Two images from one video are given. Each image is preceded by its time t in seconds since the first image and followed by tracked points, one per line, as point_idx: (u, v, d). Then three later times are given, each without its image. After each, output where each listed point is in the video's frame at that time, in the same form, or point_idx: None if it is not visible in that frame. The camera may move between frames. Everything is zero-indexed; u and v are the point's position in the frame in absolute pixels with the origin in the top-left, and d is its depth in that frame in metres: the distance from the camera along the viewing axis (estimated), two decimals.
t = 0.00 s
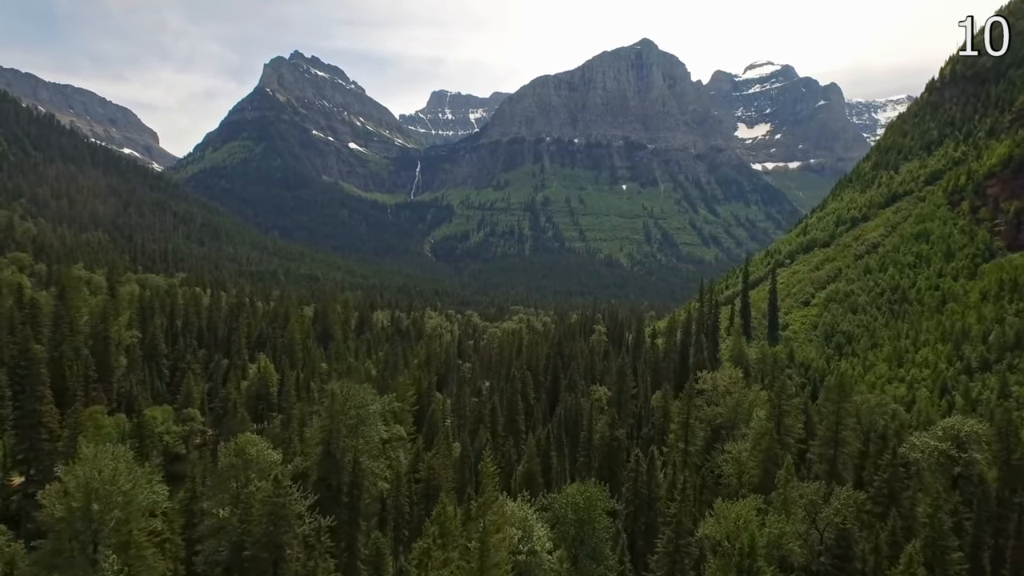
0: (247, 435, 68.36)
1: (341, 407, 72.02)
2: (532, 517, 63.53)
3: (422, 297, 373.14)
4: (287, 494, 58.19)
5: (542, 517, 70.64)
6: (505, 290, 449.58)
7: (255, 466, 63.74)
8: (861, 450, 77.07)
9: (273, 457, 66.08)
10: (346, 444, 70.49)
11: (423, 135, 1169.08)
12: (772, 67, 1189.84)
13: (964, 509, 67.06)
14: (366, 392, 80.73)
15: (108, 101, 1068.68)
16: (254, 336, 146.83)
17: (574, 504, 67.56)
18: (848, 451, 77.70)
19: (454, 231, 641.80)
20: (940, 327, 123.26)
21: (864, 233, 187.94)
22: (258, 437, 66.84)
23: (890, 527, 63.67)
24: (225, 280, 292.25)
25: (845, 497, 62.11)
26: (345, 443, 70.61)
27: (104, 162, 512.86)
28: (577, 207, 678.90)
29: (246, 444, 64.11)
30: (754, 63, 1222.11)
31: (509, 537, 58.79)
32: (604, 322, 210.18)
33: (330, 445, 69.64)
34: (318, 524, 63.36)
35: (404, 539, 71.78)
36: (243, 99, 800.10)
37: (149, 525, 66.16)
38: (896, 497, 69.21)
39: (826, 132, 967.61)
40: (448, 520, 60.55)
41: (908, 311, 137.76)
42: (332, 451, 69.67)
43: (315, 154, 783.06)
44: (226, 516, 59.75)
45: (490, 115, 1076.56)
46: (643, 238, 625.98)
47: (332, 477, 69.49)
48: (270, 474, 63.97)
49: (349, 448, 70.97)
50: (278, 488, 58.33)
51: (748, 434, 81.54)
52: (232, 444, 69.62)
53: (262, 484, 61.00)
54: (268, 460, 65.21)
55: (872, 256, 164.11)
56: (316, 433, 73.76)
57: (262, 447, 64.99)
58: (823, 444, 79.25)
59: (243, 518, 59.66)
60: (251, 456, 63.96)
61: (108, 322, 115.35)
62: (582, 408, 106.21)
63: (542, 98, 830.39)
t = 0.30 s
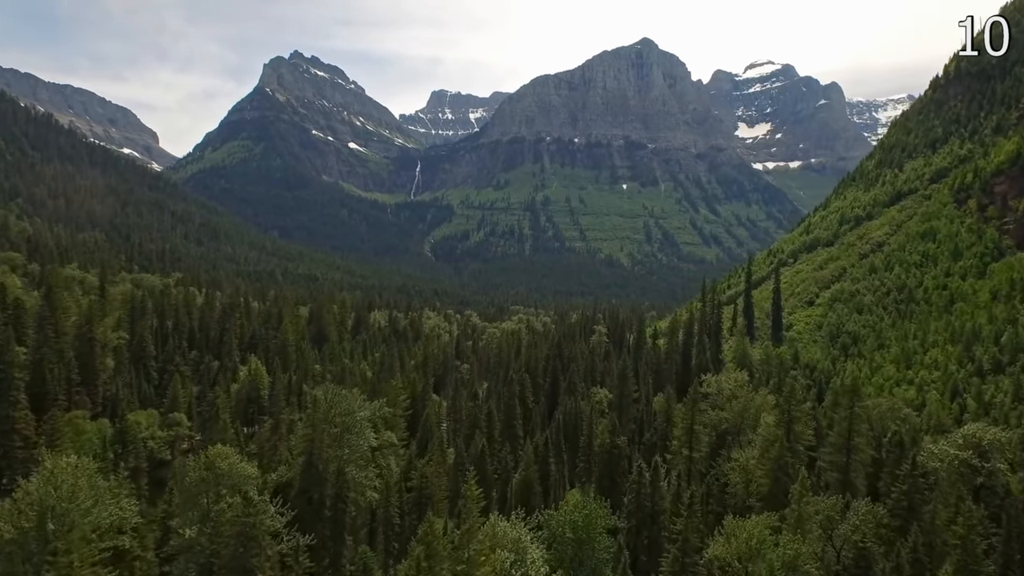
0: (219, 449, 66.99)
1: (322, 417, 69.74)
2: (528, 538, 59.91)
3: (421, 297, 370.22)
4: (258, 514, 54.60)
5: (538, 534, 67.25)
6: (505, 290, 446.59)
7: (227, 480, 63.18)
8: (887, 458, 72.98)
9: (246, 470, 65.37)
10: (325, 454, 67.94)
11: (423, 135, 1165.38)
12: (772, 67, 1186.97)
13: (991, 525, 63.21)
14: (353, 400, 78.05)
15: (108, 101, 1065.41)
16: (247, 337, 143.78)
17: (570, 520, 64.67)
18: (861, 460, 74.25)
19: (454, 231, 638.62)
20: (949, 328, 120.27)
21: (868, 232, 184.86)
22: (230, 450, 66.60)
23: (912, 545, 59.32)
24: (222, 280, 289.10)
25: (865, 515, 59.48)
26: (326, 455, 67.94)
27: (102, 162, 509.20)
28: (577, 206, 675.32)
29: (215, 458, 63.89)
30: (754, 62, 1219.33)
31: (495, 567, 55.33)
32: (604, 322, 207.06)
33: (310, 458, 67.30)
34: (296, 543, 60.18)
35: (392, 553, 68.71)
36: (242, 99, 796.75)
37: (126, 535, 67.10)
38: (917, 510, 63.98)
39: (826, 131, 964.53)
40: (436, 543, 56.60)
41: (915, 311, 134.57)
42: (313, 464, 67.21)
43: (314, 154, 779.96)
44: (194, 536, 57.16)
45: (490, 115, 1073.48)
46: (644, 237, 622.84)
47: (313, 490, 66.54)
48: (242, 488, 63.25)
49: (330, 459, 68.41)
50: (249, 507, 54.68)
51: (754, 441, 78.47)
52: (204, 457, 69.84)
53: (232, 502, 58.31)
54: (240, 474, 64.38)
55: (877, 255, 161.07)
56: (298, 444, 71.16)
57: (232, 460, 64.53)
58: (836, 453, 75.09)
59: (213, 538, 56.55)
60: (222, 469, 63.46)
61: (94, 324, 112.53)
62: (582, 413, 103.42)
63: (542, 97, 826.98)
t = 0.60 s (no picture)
0: (189, 465, 62.57)
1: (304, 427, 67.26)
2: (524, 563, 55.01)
3: (420, 297, 367.52)
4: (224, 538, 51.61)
5: (537, 556, 63.56)
6: (505, 290, 443.42)
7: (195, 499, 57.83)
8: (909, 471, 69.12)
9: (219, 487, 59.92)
10: (307, 466, 65.44)
11: (423, 135, 1163.47)
12: (772, 66, 1184.88)
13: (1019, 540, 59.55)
14: (343, 406, 75.53)
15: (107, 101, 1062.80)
16: (240, 339, 140.76)
17: (571, 542, 60.60)
18: (876, 467, 70.97)
19: (454, 231, 635.52)
20: (960, 329, 117.15)
21: (873, 230, 181.61)
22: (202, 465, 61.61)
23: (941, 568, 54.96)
24: (220, 280, 286.21)
25: (891, 531, 54.56)
26: (308, 467, 65.46)
27: (101, 161, 505.84)
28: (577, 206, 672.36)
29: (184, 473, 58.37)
30: (755, 62, 1217.17)
31: None
32: (605, 323, 203.95)
33: (291, 471, 64.69)
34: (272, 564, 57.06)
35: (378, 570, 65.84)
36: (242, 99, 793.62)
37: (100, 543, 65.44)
38: (941, 526, 61.08)
39: (827, 130, 961.59)
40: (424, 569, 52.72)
41: (922, 311, 131.26)
42: (293, 477, 64.54)
43: (314, 154, 776.67)
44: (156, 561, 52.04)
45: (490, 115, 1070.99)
46: (644, 237, 619.40)
47: (293, 505, 63.66)
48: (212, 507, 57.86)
49: (313, 470, 65.95)
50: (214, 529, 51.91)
51: (760, 450, 75.45)
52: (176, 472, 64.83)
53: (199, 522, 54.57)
54: (211, 491, 58.88)
55: (883, 254, 158.02)
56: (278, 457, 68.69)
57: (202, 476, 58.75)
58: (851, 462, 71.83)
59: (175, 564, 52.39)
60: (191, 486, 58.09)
61: (78, 325, 109.97)
62: (582, 417, 101.00)
63: (542, 96, 823.94)
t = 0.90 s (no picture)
0: (148, 483, 62.71)
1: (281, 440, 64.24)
2: None
3: (420, 296, 364.71)
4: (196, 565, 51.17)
5: None
6: (506, 289, 440.06)
7: (158, 520, 58.49)
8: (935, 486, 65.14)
9: (184, 507, 60.57)
10: (286, 482, 62.23)
11: (423, 134, 1159.74)
12: (773, 66, 1181.36)
13: None
14: (329, 416, 72.66)
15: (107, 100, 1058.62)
16: (233, 341, 138.16)
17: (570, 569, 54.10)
18: (897, 479, 67.07)
19: (455, 230, 632.17)
20: (971, 329, 113.66)
21: (879, 229, 178.33)
22: (163, 483, 62.34)
23: None
24: (217, 280, 282.53)
25: (919, 553, 50.59)
26: (287, 483, 62.26)
27: (99, 161, 502.27)
28: (578, 205, 669.17)
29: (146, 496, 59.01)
30: (755, 61, 1214.53)
31: None
32: (606, 323, 201.11)
33: (270, 487, 61.71)
34: None
35: None
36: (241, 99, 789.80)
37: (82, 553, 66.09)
38: (970, 545, 57.35)
39: (828, 129, 958.61)
40: None
41: (930, 313, 127.80)
42: (272, 494, 61.70)
43: (314, 153, 773.61)
44: None
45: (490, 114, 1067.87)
46: (645, 236, 616.68)
47: (272, 524, 61.57)
48: (177, 527, 58.61)
49: (293, 486, 63.11)
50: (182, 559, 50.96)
51: (772, 461, 71.65)
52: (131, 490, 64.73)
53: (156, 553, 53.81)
54: (177, 511, 59.54)
55: (890, 253, 154.64)
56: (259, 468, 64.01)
57: (166, 497, 59.70)
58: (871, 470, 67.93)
59: None
60: (153, 508, 58.82)
61: (61, 326, 107.11)
62: (584, 422, 97.99)
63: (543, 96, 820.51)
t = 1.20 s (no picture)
0: (97, 507, 61.32)
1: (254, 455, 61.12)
2: None
3: (419, 296, 361.23)
4: None
5: None
6: (506, 289, 436.26)
7: (112, 547, 57.58)
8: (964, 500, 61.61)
9: (139, 532, 59.47)
10: (260, 501, 57.67)
11: (423, 134, 1155.63)
12: (774, 65, 1177.60)
13: None
14: (312, 424, 70.02)
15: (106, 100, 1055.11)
16: (224, 341, 135.30)
17: None
18: (918, 492, 63.87)
19: (455, 230, 628.01)
20: (985, 330, 110.33)
21: (885, 228, 174.88)
22: (114, 507, 60.23)
23: None
24: (213, 280, 278.92)
25: None
26: (261, 503, 57.87)
27: (98, 160, 498.98)
28: (578, 205, 665.54)
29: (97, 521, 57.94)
30: (756, 61, 1210.79)
31: None
32: (607, 324, 197.73)
33: (242, 508, 57.00)
34: None
35: None
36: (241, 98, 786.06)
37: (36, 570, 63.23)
38: (1009, 568, 54.13)
39: (829, 129, 954.80)
40: None
41: (940, 313, 124.45)
42: (245, 515, 56.94)
43: (314, 153, 770.19)
44: None
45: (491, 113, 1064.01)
46: (646, 236, 613.33)
47: (245, 547, 56.72)
48: (132, 557, 57.66)
49: (268, 504, 58.51)
50: None
51: (784, 473, 68.51)
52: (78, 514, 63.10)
53: None
54: (132, 538, 58.40)
55: (897, 252, 151.10)
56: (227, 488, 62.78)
57: (119, 522, 58.53)
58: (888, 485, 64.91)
59: None
60: (105, 534, 57.87)
61: (43, 328, 104.00)
62: (585, 427, 95.13)
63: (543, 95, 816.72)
